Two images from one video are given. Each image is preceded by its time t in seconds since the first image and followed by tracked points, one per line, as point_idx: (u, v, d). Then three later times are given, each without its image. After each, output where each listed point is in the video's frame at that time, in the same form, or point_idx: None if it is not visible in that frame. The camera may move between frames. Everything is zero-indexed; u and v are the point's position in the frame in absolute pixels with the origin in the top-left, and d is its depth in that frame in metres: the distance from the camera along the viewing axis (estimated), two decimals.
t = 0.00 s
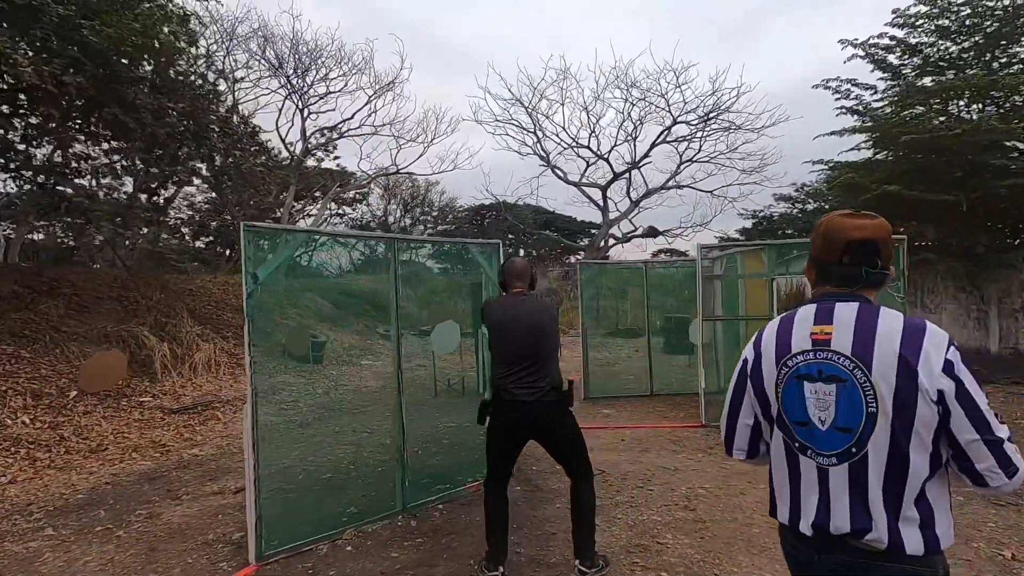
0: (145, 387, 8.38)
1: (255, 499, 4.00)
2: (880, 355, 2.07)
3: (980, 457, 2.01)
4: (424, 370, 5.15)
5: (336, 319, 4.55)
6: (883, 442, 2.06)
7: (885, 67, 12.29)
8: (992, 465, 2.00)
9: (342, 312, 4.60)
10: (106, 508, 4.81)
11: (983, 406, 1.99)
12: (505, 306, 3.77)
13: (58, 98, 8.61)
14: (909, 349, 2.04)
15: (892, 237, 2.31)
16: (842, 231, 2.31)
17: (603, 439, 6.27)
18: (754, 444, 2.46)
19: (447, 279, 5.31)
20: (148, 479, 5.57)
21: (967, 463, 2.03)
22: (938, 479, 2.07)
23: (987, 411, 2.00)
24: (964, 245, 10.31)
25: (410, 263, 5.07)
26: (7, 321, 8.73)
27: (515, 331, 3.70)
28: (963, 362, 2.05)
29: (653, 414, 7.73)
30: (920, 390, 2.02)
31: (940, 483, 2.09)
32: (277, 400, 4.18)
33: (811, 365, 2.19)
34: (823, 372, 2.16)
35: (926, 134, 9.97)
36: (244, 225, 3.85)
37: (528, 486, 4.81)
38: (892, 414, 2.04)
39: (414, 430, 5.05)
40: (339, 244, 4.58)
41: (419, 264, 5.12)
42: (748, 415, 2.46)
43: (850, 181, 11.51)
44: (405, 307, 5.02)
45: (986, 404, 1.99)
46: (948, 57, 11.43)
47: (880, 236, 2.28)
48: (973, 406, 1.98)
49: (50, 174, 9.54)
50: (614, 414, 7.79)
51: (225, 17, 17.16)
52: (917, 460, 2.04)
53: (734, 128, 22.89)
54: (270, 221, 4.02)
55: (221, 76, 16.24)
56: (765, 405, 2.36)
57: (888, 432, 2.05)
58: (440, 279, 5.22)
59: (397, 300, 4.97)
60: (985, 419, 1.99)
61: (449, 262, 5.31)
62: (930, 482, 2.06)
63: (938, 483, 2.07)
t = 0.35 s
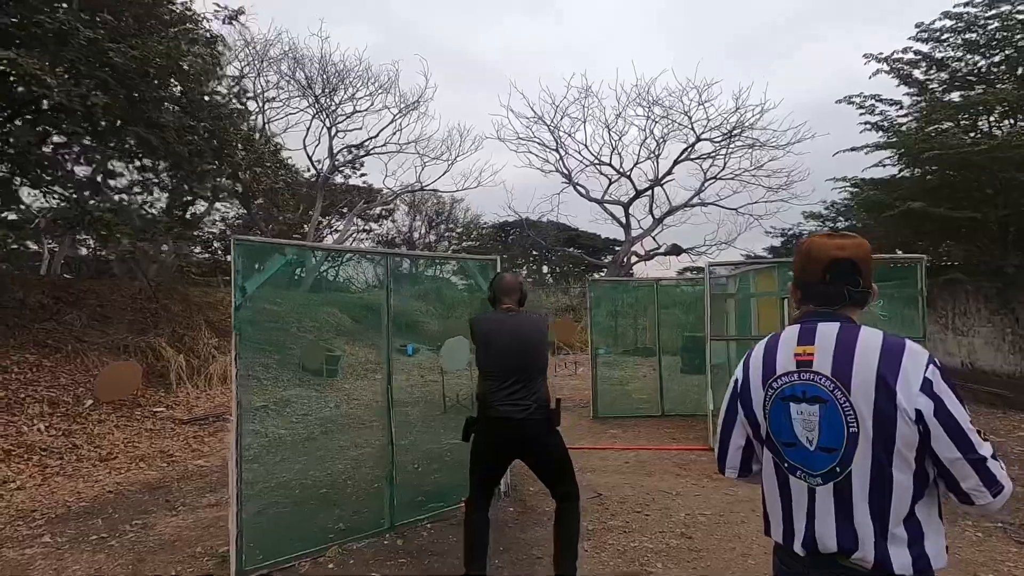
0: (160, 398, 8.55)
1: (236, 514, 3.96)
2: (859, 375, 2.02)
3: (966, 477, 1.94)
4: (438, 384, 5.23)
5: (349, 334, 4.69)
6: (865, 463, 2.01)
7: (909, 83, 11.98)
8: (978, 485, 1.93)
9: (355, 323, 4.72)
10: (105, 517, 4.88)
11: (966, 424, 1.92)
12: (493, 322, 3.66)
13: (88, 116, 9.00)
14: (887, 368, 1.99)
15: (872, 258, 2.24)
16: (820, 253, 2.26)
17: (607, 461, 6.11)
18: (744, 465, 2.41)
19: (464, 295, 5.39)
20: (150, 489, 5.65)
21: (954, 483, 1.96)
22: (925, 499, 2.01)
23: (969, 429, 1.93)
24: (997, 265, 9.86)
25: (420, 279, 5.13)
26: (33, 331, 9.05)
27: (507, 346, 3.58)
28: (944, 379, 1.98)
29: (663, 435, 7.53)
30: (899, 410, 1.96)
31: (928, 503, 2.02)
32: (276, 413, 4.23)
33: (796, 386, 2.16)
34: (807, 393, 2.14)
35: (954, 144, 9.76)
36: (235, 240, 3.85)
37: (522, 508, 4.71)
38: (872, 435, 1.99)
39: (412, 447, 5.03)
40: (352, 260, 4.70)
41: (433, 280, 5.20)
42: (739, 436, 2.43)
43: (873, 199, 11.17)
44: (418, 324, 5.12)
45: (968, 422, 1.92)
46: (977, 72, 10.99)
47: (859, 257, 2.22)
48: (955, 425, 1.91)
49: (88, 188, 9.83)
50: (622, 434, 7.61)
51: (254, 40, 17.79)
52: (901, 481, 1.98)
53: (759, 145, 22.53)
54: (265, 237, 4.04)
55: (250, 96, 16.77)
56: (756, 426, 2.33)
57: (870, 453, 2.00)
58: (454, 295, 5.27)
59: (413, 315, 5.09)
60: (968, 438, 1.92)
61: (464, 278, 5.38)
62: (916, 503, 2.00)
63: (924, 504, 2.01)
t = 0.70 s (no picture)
0: (151, 424, 8.58)
1: (182, 555, 3.79)
2: (795, 429, 1.90)
3: (890, 545, 1.81)
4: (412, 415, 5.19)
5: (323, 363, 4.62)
6: (793, 521, 1.89)
7: (913, 114, 11.84)
8: (902, 555, 1.80)
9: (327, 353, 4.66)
10: (69, 547, 4.84)
11: (895, 487, 1.80)
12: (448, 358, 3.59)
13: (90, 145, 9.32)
14: (820, 423, 1.87)
15: (821, 307, 2.08)
16: (766, 296, 2.10)
17: (588, 498, 5.92)
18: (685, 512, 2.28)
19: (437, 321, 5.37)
20: (124, 519, 5.60)
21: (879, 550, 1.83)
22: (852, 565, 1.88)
23: (898, 492, 1.80)
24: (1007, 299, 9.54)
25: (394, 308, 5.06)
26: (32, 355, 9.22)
27: (458, 382, 3.51)
28: (877, 437, 1.86)
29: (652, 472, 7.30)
30: (828, 467, 1.84)
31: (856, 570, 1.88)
32: (238, 445, 4.12)
33: (734, 434, 2.04)
34: (744, 442, 2.01)
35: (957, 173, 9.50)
36: (194, 273, 3.76)
37: (488, 547, 4.58)
38: (802, 492, 1.87)
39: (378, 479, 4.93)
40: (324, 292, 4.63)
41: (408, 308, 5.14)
42: (677, 480, 2.30)
43: (877, 230, 10.94)
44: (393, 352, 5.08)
45: (896, 485, 1.80)
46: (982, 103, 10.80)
47: (806, 304, 2.07)
48: (882, 488, 1.79)
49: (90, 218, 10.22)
50: (611, 470, 7.40)
51: (269, 73, 18.37)
52: (826, 543, 1.86)
53: (771, 174, 22.39)
54: (228, 269, 3.94)
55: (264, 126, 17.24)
56: (693, 472, 2.21)
57: (798, 510, 1.88)
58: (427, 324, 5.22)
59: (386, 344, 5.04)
60: (896, 503, 1.79)
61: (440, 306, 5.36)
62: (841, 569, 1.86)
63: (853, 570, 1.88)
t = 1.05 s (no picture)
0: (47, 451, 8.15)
1: None
2: (629, 461, 2.01)
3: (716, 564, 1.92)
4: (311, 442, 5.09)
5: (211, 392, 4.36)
6: (630, 549, 1.99)
7: (822, 143, 12.67)
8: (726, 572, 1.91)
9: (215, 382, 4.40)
10: None
11: (715, 508, 1.93)
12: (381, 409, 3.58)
13: None
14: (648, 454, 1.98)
15: (652, 344, 2.22)
16: (603, 335, 2.25)
17: (490, 517, 5.99)
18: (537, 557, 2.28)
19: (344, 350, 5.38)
20: None
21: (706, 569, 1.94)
22: None
23: (719, 513, 1.93)
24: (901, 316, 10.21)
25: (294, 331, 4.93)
26: None
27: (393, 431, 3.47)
28: (701, 462, 1.99)
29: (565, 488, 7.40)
30: (658, 496, 1.94)
31: None
32: (126, 474, 3.92)
33: (575, 469, 2.13)
34: (585, 477, 2.10)
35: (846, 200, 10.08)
36: (46, 302, 3.53)
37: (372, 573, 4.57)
38: (636, 521, 1.97)
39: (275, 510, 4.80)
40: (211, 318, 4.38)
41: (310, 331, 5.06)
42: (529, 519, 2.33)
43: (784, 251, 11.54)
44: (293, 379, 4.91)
45: (716, 506, 1.93)
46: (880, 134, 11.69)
47: (634, 342, 2.21)
48: (704, 510, 1.91)
49: None
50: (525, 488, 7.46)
51: (205, 85, 18.04)
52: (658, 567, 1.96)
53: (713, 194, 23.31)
54: (87, 295, 3.67)
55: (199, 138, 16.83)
56: (540, 512, 2.24)
57: (632, 537, 1.98)
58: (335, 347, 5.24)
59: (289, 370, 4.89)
60: (717, 523, 1.92)
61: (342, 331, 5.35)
62: None
63: None
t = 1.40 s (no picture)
0: None
1: None
2: (321, 423, 1.73)
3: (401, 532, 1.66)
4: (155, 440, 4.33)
5: (51, 388, 3.67)
6: (311, 520, 1.70)
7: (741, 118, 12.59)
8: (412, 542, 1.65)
9: (16, 376, 3.55)
10: None
11: (404, 470, 1.67)
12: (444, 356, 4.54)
13: None
14: (339, 415, 1.71)
15: (371, 315, 1.95)
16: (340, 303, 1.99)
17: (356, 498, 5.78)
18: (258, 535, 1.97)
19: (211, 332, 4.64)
20: None
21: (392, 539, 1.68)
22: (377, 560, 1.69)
23: (408, 475, 1.67)
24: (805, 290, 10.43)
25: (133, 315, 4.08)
26: None
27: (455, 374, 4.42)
28: (401, 420, 1.74)
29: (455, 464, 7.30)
30: (340, 459, 1.67)
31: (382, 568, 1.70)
32: None
33: (282, 437, 1.84)
34: (286, 444, 1.82)
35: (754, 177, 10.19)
36: None
37: (199, 559, 4.35)
38: (317, 488, 1.69)
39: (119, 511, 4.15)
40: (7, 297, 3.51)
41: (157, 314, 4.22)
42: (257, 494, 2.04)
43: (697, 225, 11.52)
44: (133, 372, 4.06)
45: (406, 468, 1.67)
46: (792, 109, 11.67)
47: (346, 309, 1.96)
48: (388, 472, 1.65)
49: None
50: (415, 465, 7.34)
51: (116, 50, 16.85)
52: (342, 541, 1.68)
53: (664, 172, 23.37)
54: None
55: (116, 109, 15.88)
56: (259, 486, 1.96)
57: (314, 508, 1.70)
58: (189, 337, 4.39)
59: (131, 362, 4.06)
60: (405, 486, 1.66)
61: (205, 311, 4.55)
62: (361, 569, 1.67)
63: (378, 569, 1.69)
